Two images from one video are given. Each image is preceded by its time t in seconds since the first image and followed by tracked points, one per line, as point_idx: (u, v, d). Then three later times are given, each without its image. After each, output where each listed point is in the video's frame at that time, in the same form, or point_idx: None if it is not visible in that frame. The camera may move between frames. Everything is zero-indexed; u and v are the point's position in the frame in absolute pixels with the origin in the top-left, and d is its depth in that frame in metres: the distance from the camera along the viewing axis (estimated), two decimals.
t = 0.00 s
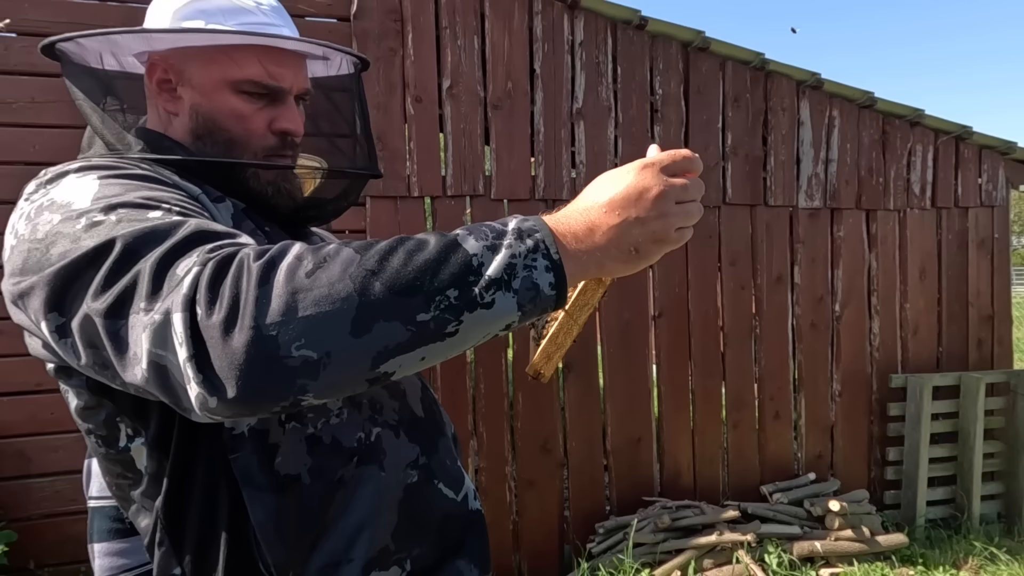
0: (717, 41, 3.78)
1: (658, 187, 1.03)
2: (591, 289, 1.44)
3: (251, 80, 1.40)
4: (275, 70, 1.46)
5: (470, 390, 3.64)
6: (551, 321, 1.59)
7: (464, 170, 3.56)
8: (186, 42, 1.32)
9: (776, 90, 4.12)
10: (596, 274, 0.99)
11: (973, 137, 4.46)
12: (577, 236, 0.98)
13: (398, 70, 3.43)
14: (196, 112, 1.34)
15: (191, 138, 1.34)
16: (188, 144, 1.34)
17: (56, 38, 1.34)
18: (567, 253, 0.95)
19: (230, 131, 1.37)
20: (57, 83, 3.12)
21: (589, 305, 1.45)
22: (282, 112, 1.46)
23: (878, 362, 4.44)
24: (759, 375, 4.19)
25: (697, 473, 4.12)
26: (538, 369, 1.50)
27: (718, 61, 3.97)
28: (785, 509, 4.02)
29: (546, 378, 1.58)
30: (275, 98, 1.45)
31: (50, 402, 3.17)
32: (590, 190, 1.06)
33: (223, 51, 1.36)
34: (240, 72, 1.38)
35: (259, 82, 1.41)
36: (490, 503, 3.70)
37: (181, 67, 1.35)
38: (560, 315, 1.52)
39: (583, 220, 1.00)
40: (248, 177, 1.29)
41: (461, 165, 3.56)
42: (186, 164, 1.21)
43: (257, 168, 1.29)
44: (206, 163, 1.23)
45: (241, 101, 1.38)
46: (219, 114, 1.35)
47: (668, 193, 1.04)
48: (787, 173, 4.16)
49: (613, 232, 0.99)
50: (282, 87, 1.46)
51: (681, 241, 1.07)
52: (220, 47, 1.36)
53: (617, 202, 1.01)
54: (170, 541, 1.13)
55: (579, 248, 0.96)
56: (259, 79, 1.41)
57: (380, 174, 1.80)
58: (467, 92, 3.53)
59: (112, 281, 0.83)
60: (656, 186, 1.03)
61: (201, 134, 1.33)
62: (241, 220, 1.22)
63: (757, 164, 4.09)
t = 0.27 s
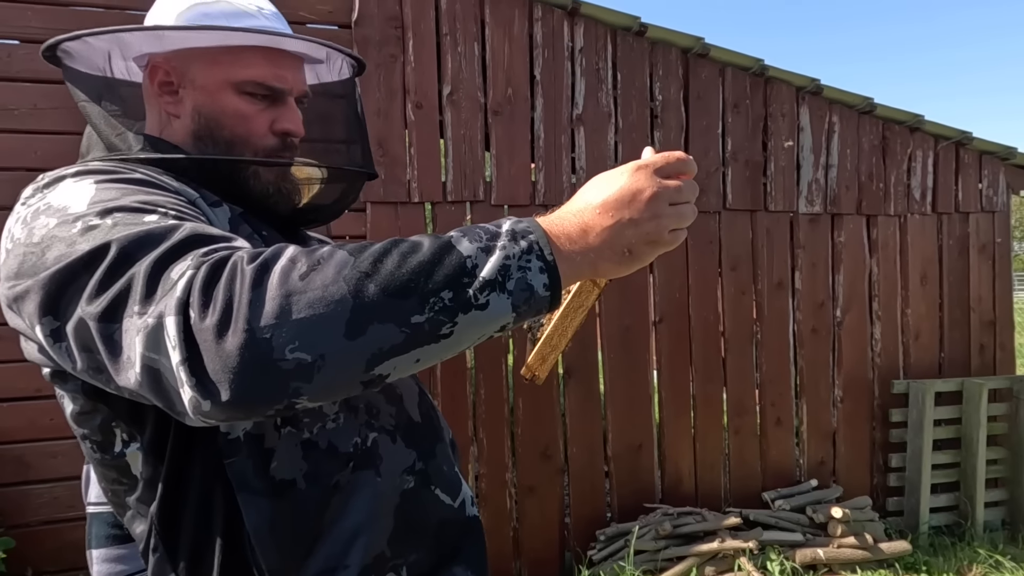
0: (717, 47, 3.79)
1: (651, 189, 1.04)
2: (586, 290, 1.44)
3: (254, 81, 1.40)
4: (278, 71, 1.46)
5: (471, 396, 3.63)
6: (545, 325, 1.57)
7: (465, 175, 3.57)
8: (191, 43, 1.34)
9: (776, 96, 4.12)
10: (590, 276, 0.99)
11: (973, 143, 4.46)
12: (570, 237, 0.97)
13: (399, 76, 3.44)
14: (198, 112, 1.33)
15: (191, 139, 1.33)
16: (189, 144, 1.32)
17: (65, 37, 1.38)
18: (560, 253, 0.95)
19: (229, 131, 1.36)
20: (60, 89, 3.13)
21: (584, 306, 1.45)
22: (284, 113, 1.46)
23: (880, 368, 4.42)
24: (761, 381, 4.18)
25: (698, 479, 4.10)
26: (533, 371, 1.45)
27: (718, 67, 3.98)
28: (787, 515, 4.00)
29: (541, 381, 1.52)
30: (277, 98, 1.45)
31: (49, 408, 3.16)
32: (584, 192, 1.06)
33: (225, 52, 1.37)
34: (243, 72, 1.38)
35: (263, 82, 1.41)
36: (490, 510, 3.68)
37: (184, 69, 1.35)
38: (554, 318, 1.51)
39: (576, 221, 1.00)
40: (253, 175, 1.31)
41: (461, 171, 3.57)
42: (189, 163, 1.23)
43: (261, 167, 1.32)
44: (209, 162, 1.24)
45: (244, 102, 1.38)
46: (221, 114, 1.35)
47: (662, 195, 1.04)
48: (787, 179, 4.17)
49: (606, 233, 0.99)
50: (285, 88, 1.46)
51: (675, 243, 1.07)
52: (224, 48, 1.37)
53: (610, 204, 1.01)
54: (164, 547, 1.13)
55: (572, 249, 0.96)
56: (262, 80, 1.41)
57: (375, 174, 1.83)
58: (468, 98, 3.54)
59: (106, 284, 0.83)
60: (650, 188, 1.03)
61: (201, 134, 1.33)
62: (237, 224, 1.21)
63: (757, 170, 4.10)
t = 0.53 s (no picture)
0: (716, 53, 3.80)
1: (654, 201, 1.03)
2: (591, 301, 1.42)
3: (280, 95, 1.45)
4: (300, 89, 1.51)
5: (471, 401, 3.62)
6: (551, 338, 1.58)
7: (465, 181, 3.57)
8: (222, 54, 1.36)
9: (776, 102, 4.13)
10: (591, 286, 0.98)
11: (973, 148, 4.47)
12: (572, 248, 0.97)
13: (399, 82, 3.45)
14: (223, 120, 1.35)
15: (211, 145, 1.33)
16: (208, 151, 1.33)
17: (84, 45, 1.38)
18: (560, 264, 0.94)
19: (251, 140, 1.38)
20: (61, 96, 3.15)
21: (588, 318, 1.43)
22: (301, 127, 1.51)
23: (881, 373, 4.41)
24: (762, 387, 4.16)
25: (700, 486, 4.08)
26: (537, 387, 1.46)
27: (717, 73, 3.99)
28: (789, 522, 3.97)
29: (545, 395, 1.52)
30: (296, 113, 1.50)
31: (48, 414, 3.16)
32: (586, 202, 1.06)
33: (254, 66, 1.41)
34: (271, 86, 1.43)
35: (287, 98, 1.46)
36: (490, 516, 3.66)
37: (209, 78, 1.37)
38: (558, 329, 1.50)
39: (578, 232, 1.00)
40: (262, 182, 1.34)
41: (461, 176, 3.57)
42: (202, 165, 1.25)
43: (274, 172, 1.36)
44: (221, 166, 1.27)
45: (268, 114, 1.41)
46: (245, 124, 1.37)
47: (665, 207, 1.04)
48: (787, 184, 4.17)
49: (608, 244, 0.99)
50: (305, 103, 1.52)
51: (676, 256, 1.07)
52: (253, 62, 1.40)
53: (612, 215, 1.01)
54: (159, 553, 1.12)
55: (574, 260, 0.96)
56: (287, 95, 1.46)
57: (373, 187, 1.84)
58: (468, 104, 3.55)
59: (103, 289, 0.83)
60: (653, 200, 1.03)
61: (222, 141, 1.34)
62: (235, 230, 1.21)
63: (757, 175, 4.10)
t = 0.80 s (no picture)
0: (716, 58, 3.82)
1: (656, 205, 1.03)
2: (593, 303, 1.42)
3: (297, 107, 1.47)
4: (315, 102, 1.53)
5: (472, 406, 3.61)
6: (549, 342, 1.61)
7: (466, 186, 3.58)
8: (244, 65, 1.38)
9: (776, 107, 4.14)
10: (593, 289, 0.99)
11: (974, 153, 4.48)
12: (573, 251, 0.98)
13: (401, 87, 3.46)
14: (239, 128, 1.37)
15: (226, 150, 1.35)
16: (222, 156, 1.35)
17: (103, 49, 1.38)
18: (562, 267, 0.95)
19: (265, 148, 1.39)
20: (64, 101, 3.16)
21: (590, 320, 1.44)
22: (314, 139, 1.52)
23: (883, 378, 4.40)
24: (764, 392, 4.15)
25: (701, 491, 4.06)
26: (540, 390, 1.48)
27: (717, 78, 4.01)
28: (791, 528, 3.95)
29: (547, 398, 1.55)
30: (309, 125, 1.51)
31: (48, 418, 3.15)
32: (588, 206, 1.06)
33: (273, 78, 1.43)
34: (288, 98, 1.45)
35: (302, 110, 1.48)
36: (491, 522, 3.65)
37: (230, 87, 1.38)
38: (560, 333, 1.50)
39: (580, 235, 1.00)
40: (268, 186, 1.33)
41: (462, 181, 3.58)
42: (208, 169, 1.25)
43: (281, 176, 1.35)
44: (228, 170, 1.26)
45: (284, 124, 1.43)
46: (261, 132, 1.39)
47: (667, 211, 1.04)
48: (787, 189, 4.17)
49: (610, 247, 0.99)
50: (319, 117, 1.53)
51: (679, 259, 1.07)
52: (271, 74, 1.43)
53: (614, 219, 1.01)
54: (158, 557, 1.11)
55: (576, 263, 0.96)
56: (303, 107, 1.48)
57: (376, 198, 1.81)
58: (469, 110, 3.56)
59: (106, 288, 0.83)
60: (655, 204, 1.03)
61: (238, 146, 1.36)
62: (238, 233, 1.20)
63: (758, 180, 4.11)
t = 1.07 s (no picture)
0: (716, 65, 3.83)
1: (656, 210, 1.04)
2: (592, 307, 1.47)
3: (307, 117, 1.49)
4: (324, 114, 1.56)
5: (473, 411, 3.61)
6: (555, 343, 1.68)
7: (467, 191, 3.60)
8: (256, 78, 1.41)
9: (776, 113, 4.16)
10: (596, 293, 0.99)
11: (973, 158, 4.49)
12: (575, 255, 0.98)
13: (402, 94, 3.48)
14: (253, 137, 1.38)
15: (238, 158, 1.34)
16: (234, 163, 1.34)
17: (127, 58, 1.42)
18: (565, 269, 0.95)
19: (277, 157, 1.40)
20: (67, 107, 3.17)
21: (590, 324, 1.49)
22: (323, 150, 1.54)
23: (885, 383, 4.40)
24: (765, 397, 4.15)
25: (703, 496, 4.06)
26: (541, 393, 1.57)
27: (717, 84, 4.02)
28: (793, 533, 3.95)
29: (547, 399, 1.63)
30: (319, 136, 1.53)
31: (50, 424, 3.15)
32: (590, 211, 1.07)
33: (285, 90, 1.46)
34: (300, 109, 1.47)
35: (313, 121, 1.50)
36: (492, 527, 3.64)
37: (245, 99, 1.40)
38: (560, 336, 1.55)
39: (581, 240, 1.01)
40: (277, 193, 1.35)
41: (464, 187, 3.60)
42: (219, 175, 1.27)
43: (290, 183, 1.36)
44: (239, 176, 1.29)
45: (295, 134, 1.45)
46: (274, 142, 1.40)
47: (666, 216, 1.05)
48: (788, 194, 4.19)
49: (612, 252, 1.00)
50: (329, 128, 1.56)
51: (677, 264, 1.08)
52: (283, 86, 1.46)
53: (616, 224, 1.01)
54: (164, 561, 1.11)
55: (579, 266, 0.97)
56: (313, 117, 1.50)
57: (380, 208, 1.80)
58: (470, 116, 3.58)
59: (122, 291, 0.84)
60: (655, 209, 1.04)
61: (250, 155, 1.36)
62: (247, 239, 1.20)
63: (758, 186, 4.12)
